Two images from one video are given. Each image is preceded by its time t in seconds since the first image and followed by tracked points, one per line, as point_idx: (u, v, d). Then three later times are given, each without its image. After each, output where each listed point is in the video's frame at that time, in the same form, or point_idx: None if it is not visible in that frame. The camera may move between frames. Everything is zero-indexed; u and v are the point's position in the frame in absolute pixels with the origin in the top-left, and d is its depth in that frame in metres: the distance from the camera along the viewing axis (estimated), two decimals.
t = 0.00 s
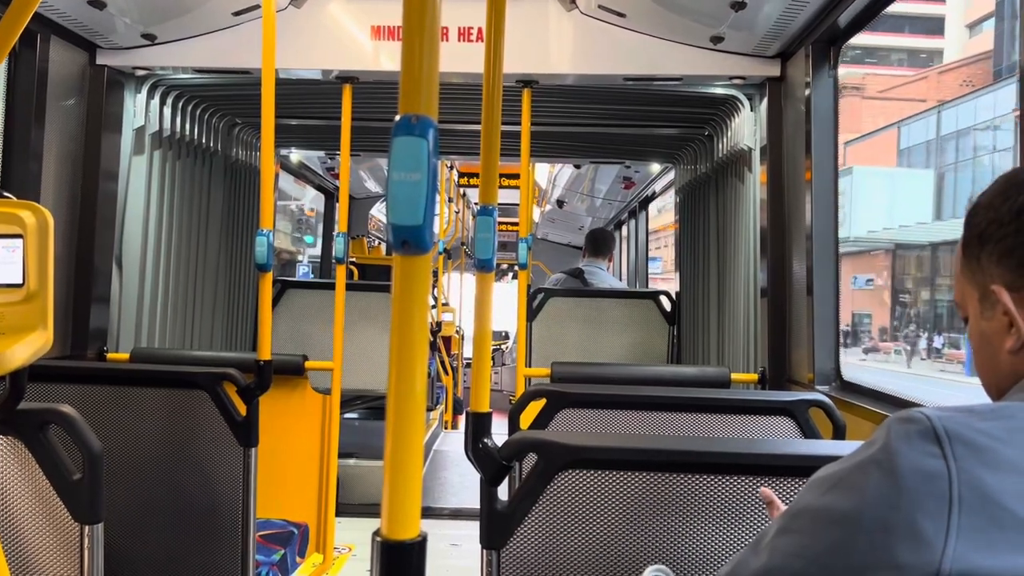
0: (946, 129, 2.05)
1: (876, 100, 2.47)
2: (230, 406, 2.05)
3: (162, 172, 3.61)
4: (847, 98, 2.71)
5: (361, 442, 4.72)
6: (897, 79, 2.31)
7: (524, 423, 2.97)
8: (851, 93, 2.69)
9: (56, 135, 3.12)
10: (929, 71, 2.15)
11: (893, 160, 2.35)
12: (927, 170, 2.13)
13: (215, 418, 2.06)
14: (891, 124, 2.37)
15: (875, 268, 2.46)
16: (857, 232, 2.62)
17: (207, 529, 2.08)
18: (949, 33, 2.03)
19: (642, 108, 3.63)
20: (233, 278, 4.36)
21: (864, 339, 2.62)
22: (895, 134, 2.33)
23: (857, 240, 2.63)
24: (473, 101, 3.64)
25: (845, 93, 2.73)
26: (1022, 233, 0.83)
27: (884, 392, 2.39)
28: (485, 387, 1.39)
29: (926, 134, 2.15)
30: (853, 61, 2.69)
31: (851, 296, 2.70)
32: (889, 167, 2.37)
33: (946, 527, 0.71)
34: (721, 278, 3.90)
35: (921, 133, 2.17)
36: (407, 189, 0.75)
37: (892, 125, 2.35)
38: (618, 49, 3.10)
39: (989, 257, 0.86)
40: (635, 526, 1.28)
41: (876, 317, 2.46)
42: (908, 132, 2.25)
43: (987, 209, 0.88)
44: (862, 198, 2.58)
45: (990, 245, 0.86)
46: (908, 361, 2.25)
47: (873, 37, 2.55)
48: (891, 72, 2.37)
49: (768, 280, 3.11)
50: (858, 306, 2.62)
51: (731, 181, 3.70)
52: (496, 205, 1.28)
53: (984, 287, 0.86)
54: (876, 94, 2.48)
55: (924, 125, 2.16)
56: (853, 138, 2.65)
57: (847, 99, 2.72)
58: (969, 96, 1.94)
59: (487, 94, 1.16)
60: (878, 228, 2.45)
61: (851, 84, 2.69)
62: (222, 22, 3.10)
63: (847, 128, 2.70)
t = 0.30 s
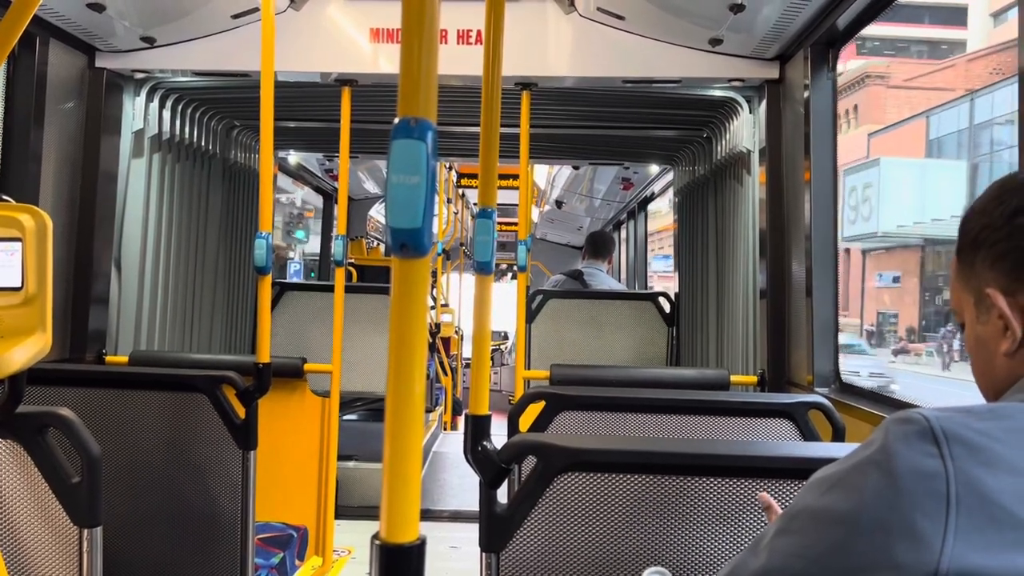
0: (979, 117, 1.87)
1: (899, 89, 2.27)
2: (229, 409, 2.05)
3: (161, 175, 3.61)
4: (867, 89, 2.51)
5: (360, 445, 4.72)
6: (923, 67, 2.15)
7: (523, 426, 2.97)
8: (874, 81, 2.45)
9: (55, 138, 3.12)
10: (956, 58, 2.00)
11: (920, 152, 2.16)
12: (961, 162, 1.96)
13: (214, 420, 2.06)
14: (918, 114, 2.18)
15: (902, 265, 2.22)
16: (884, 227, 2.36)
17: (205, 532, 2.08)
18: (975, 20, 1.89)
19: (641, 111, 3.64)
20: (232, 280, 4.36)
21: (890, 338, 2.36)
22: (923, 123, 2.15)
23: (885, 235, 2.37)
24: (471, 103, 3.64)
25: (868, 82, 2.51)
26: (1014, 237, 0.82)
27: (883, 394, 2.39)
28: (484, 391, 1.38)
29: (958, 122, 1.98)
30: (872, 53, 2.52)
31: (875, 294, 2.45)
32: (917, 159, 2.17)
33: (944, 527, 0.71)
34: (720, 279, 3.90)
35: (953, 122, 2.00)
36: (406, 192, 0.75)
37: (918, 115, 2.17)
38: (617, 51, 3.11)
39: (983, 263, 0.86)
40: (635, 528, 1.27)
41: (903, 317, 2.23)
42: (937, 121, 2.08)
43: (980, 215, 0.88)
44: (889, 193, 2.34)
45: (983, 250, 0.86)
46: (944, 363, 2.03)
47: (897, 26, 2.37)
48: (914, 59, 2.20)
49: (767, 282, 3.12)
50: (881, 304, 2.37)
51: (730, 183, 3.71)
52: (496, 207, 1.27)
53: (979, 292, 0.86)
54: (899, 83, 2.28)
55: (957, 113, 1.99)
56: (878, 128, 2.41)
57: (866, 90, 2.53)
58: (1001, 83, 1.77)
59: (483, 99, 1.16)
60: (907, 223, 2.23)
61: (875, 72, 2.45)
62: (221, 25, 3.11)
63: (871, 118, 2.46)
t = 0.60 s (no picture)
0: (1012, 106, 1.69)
1: (925, 78, 2.15)
2: (226, 411, 2.05)
3: (159, 177, 3.61)
4: (888, 80, 2.34)
5: (359, 446, 4.71)
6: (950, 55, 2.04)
7: (522, 428, 2.98)
8: (897, 69, 2.28)
9: (53, 139, 3.11)
10: (984, 45, 1.85)
11: (952, 143, 2.01)
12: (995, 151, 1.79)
13: (211, 422, 2.05)
14: (949, 102, 2.04)
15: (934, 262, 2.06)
16: (913, 221, 2.16)
17: (202, 535, 2.08)
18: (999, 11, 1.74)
19: (640, 113, 3.64)
20: (230, 281, 4.36)
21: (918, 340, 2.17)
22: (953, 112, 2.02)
23: (914, 231, 2.16)
24: (470, 105, 3.64)
25: (890, 71, 2.33)
26: (1010, 239, 0.83)
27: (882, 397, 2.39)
28: (483, 393, 1.38)
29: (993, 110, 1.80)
30: (890, 45, 2.35)
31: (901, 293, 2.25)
32: (949, 150, 2.01)
33: (942, 529, 0.71)
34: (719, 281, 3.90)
35: (987, 110, 1.83)
36: (404, 193, 0.75)
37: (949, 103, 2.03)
38: (616, 53, 3.11)
39: (980, 264, 0.86)
40: (633, 531, 1.27)
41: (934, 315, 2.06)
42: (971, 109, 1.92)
43: (977, 218, 0.88)
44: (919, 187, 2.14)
45: (980, 252, 0.86)
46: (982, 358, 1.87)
47: (919, 16, 2.21)
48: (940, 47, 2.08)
49: (766, 284, 3.12)
50: (908, 303, 2.19)
51: (728, 186, 3.72)
52: (494, 209, 1.25)
53: (976, 294, 0.86)
54: (926, 71, 2.15)
55: (991, 101, 1.81)
56: (903, 119, 2.23)
57: (885, 82, 2.36)
58: None
59: (481, 102, 1.16)
60: (940, 218, 2.04)
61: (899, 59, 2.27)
62: (219, 27, 3.11)
63: (894, 109, 2.28)
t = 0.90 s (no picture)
0: None
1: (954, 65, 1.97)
2: (225, 411, 2.04)
3: (157, 176, 3.60)
4: (910, 68, 2.14)
5: (358, 445, 4.71)
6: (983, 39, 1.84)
7: (520, 426, 2.98)
8: (924, 55, 2.07)
9: (50, 138, 3.11)
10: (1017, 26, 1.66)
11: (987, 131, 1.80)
12: None
13: (210, 422, 2.05)
14: (980, 89, 1.85)
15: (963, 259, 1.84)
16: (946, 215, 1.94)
17: (200, 534, 2.08)
18: None
19: (638, 112, 3.64)
20: (229, 280, 4.36)
21: (949, 344, 1.96)
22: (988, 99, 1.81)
23: (947, 223, 1.93)
24: (468, 104, 3.64)
25: (916, 57, 2.11)
26: (1013, 237, 0.83)
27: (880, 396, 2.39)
28: (480, 391, 1.38)
29: None
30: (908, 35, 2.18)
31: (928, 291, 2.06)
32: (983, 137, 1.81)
33: (941, 528, 0.71)
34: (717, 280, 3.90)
35: None
36: (402, 192, 0.75)
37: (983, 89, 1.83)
38: (614, 53, 3.11)
39: (982, 262, 0.86)
40: (632, 531, 1.27)
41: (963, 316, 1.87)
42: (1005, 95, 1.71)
43: (980, 215, 0.88)
44: (953, 178, 1.93)
45: (982, 250, 0.86)
46: None
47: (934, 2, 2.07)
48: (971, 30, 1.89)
49: (764, 283, 3.12)
50: (935, 303, 2.00)
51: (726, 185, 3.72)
52: (491, 209, 1.27)
53: (978, 292, 0.87)
54: (954, 58, 1.97)
55: None
56: (930, 107, 2.06)
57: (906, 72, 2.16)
58: None
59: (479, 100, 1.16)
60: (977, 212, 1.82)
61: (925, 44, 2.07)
62: (217, 26, 3.10)
63: (920, 97, 2.09)
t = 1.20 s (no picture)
0: None
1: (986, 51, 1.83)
2: (225, 411, 2.05)
3: (155, 177, 3.60)
4: (941, 52, 1.96)
5: (359, 445, 4.71)
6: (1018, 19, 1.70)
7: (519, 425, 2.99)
8: (954, 41, 1.92)
9: (48, 139, 3.11)
10: None
11: None
12: None
13: (210, 423, 2.05)
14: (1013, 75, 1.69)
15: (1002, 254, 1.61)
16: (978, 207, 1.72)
17: (200, 535, 2.08)
18: None
19: (637, 110, 3.64)
20: (228, 281, 4.36)
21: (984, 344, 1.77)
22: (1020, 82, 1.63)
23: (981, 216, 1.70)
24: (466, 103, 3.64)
25: (945, 44, 1.95)
26: (1012, 233, 0.83)
27: (879, 392, 2.39)
28: (479, 390, 1.37)
29: None
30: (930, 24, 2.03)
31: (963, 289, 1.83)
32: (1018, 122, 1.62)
33: (941, 526, 0.71)
34: (716, 278, 3.90)
35: None
36: (401, 192, 0.75)
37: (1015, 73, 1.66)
38: (612, 51, 3.11)
39: (981, 257, 0.86)
40: (632, 529, 1.27)
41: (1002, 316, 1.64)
42: None
43: (979, 211, 0.88)
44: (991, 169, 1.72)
45: (982, 245, 0.86)
46: None
47: None
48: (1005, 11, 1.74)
49: (763, 280, 3.13)
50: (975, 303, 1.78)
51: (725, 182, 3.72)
52: (490, 208, 1.27)
53: (978, 288, 0.87)
54: (986, 43, 1.83)
55: None
56: (960, 95, 1.89)
57: (932, 58, 2.00)
58: None
59: (477, 97, 1.16)
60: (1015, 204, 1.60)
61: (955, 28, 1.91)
62: (214, 26, 3.10)
63: (950, 85, 1.93)
